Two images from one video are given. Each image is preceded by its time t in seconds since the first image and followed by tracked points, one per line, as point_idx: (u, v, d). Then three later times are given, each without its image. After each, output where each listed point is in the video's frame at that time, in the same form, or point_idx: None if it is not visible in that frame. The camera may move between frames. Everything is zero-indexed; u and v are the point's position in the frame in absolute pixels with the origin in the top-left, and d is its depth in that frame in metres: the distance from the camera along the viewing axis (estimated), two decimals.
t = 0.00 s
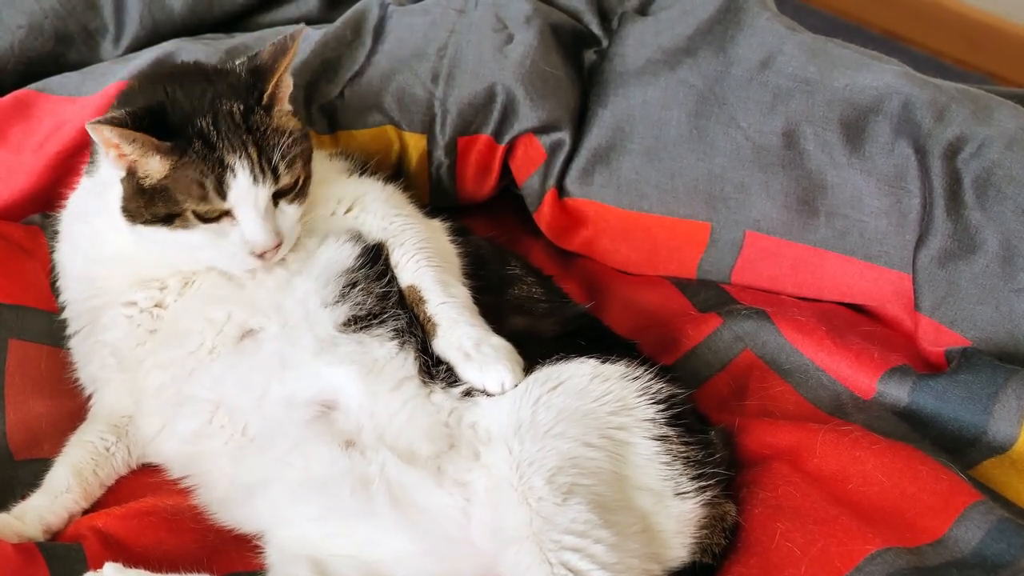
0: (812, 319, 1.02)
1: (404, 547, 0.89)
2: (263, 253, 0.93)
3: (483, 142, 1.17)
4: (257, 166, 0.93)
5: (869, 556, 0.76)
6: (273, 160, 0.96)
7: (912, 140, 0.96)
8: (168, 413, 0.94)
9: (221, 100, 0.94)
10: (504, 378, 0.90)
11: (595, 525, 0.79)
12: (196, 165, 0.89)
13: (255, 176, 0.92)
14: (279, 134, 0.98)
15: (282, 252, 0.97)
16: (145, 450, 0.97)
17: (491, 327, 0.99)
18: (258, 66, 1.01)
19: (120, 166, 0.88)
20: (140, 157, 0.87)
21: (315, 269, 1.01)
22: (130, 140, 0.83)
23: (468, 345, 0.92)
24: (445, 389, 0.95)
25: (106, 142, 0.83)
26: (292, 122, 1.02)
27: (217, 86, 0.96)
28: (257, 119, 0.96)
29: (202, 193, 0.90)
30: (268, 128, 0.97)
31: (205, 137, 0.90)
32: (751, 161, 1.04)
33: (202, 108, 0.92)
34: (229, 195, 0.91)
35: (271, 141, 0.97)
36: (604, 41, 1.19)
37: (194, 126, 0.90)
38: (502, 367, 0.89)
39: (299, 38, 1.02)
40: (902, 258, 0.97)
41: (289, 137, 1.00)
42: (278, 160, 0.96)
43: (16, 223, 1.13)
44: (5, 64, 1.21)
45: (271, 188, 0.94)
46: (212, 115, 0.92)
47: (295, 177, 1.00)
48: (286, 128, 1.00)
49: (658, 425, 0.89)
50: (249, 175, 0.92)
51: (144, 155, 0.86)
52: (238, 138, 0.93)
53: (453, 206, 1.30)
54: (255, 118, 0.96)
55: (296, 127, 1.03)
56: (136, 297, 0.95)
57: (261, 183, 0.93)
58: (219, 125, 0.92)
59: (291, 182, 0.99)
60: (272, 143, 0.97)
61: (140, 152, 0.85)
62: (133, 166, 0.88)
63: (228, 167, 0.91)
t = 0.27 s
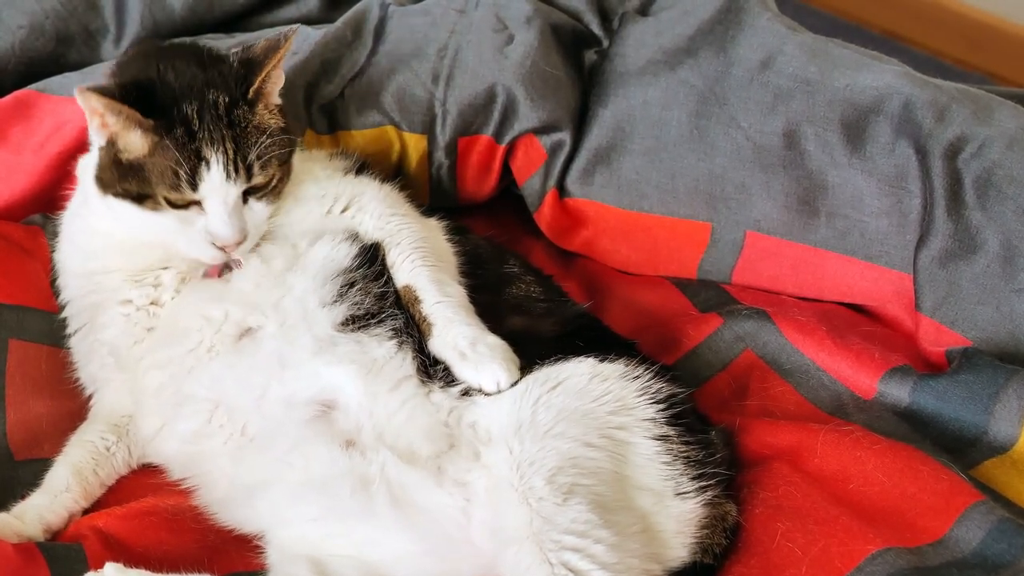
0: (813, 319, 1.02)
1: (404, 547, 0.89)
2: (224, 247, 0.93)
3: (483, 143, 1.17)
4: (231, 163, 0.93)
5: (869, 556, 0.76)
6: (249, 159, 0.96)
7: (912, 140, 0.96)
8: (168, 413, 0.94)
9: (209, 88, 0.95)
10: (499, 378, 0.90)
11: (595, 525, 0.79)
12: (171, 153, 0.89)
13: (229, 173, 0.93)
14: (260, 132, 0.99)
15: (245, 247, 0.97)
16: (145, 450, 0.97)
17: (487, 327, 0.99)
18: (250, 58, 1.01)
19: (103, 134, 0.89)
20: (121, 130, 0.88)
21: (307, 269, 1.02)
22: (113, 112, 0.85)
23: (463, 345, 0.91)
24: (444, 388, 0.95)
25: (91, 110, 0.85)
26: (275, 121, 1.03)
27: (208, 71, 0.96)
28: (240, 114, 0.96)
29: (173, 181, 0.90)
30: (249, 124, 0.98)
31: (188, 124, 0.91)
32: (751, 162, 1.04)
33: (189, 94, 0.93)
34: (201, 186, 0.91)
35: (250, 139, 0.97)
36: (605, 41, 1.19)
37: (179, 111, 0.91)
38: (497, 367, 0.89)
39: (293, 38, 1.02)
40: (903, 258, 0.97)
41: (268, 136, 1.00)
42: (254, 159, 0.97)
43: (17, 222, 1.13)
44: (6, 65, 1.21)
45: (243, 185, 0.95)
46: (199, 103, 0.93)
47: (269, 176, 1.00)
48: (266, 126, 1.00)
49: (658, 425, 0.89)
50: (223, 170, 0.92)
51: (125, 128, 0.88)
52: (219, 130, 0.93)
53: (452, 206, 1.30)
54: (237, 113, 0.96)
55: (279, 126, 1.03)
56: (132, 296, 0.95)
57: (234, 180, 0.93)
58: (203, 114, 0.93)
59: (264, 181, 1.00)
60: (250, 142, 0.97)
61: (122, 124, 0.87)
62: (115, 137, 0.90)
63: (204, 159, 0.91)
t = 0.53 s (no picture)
0: (813, 319, 1.02)
1: (403, 547, 0.89)
2: (236, 247, 0.94)
3: (484, 142, 1.17)
4: (242, 163, 0.93)
5: (869, 556, 0.76)
6: (259, 159, 0.96)
7: (912, 140, 0.96)
8: (168, 414, 0.94)
9: (217, 91, 0.94)
10: (503, 381, 0.90)
11: (595, 525, 0.79)
12: (183, 154, 0.89)
13: (239, 173, 0.93)
14: (270, 134, 0.99)
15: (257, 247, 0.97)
16: (145, 450, 0.97)
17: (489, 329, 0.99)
18: (258, 61, 1.02)
19: (111, 141, 0.88)
20: (130, 135, 0.87)
21: (310, 271, 1.02)
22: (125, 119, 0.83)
23: (467, 348, 0.92)
24: (445, 390, 0.95)
25: (100, 117, 0.84)
26: (285, 121, 1.03)
27: (216, 75, 0.96)
28: (249, 115, 0.96)
29: (184, 183, 0.90)
30: (259, 125, 0.98)
31: (198, 126, 0.91)
32: (751, 161, 1.04)
33: (199, 96, 0.93)
34: (212, 188, 0.91)
35: (260, 140, 0.97)
36: (604, 40, 1.20)
37: (189, 114, 0.90)
38: (500, 369, 0.90)
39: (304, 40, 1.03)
40: (903, 258, 0.97)
41: (278, 136, 1.00)
42: (264, 159, 0.97)
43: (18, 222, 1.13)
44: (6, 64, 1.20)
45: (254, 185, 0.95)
46: (207, 105, 0.92)
47: (279, 178, 1.00)
48: (275, 126, 1.01)
49: (659, 425, 0.89)
50: (234, 170, 0.92)
51: (135, 133, 0.87)
52: (229, 131, 0.93)
53: (454, 205, 1.30)
54: (247, 114, 0.96)
55: (288, 126, 1.03)
56: (135, 296, 0.95)
57: (244, 180, 0.93)
58: (212, 116, 0.92)
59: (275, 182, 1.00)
60: (261, 142, 0.97)
61: (132, 130, 0.86)
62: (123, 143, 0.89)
63: (214, 161, 0.91)
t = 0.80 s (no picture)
0: (813, 319, 1.02)
1: (404, 547, 0.89)
2: (243, 263, 0.95)
3: (484, 143, 1.17)
4: (242, 184, 0.94)
5: (869, 556, 0.76)
6: (257, 177, 0.97)
7: (912, 140, 0.96)
8: (169, 414, 0.94)
9: (207, 110, 0.94)
10: (496, 381, 0.90)
11: (595, 525, 0.79)
12: (184, 180, 0.89)
13: (240, 194, 0.94)
14: (264, 149, 0.99)
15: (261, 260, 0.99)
16: (145, 450, 0.97)
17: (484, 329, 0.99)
18: (241, 72, 1.00)
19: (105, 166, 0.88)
20: (124, 162, 0.87)
21: (308, 271, 1.02)
22: (119, 145, 0.83)
23: (462, 348, 0.91)
24: (443, 391, 0.95)
25: (93, 144, 0.83)
26: (274, 130, 1.02)
27: (203, 94, 0.95)
28: (242, 132, 0.96)
29: (187, 209, 0.91)
30: (252, 141, 0.97)
31: (193, 150, 0.90)
32: (751, 162, 1.04)
33: (188, 117, 0.92)
34: (214, 211, 0.92)
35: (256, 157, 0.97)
36: (605, 41, 1.20)
37: (182, 138, 0.90)
38: (494, 369, 0.89)
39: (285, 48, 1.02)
40: (903, 258, 0.97)
41: (272, 150, 1.00)
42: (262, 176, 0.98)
43: (17, 222, 1.13)
44: (6, 65, 1.20)
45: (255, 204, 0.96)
46: (200, 126, 0.92)
47: (278, 192, 1.02)
48: (268, 139, 1.00)
49: (659, 425, 0.89)
50: (234, 192, 0.93)
51: (129, 161, 0.86)
52: (224, 152, 0.93)
53: (455, 206, 1.30)
54: (240, 131, 0.96)
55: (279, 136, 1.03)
56: (133, 296, 0.95)
57: (245, 200, 0.94)
58: (206, 136, 0.92)
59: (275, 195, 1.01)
60: (258, 159, 0.97)
61: (126, 156, 0.85)
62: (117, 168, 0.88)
63: (214, 185, 0.91)
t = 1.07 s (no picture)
0: (813, 319, 1.02)
1: (404, 548, 0.89)
2: (299, 249, 0.94)
3: (484, 143, 1.17)
4: (278, 170, 0.94)
5: (869, 557, 0.76)
6: (291, 163, 0.97)
7: (912, 140, 0.96)
8: (169, 414, 0.94)
9: (224, 112, 0.93)
10: (499, 382, 0.90)
11: (595, 526, 0.79)
12: (221, 182, 0.88)
13: (278, 180, 0.93)
14: (288, 137, 1.00)
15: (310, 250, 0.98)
16: (145, 450, 0.97)
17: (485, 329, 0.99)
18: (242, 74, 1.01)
19: (136, 198, 0.85)
20: (156, 184, 0.85)
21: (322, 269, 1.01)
22: (149, 164, 0.81)
23: (464, 348, 0.91)
24: (444, 392, 0.95)
25: (122, 172, 0.81)
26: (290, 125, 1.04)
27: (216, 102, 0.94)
28: (262, 125, 0.97)
29: (232, 207, 0.90)
30: (273, 131, 0.98)
31: (223, 150, 0.90)
32: (751, 162, 1.04)
33: (210, 123, 0.91)
34: (258, 203, 0.91)
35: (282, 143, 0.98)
36: (604, 41, 1.20)
37: (208, 141, 0.89)
38: (497, 370, 0.90)
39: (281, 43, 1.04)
40: (903, 258, 0.97)
41: (294, 138, 1.01)
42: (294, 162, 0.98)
43: (16, 222, 1.14)
44: (6, 64, 1.20)
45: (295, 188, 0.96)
46: (221, 129, 0.91)
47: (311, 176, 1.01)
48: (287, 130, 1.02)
49: (658, 425, 0.89)
50: (274, 180, 0.92)
51: (161, 180, 0.84)
52: (252, 144, 0.93)
53: (455, 206, 1.30)
54: (260, 123, 0.96)
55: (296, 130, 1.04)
56: (141, 298, 0.95)
57: (286, 185, 0.94)
58: (231, 136, 0.91)
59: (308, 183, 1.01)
60: (285, 146, 0.98)
61: (157, 176, 0.84)
62: (148, 197, 0.86)
63: (253, 177, 0.91)
